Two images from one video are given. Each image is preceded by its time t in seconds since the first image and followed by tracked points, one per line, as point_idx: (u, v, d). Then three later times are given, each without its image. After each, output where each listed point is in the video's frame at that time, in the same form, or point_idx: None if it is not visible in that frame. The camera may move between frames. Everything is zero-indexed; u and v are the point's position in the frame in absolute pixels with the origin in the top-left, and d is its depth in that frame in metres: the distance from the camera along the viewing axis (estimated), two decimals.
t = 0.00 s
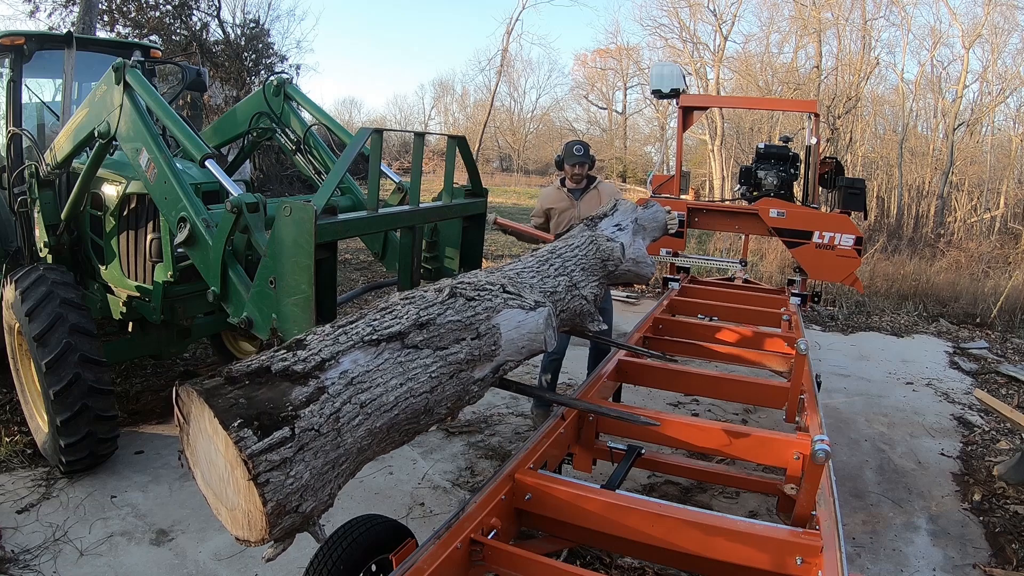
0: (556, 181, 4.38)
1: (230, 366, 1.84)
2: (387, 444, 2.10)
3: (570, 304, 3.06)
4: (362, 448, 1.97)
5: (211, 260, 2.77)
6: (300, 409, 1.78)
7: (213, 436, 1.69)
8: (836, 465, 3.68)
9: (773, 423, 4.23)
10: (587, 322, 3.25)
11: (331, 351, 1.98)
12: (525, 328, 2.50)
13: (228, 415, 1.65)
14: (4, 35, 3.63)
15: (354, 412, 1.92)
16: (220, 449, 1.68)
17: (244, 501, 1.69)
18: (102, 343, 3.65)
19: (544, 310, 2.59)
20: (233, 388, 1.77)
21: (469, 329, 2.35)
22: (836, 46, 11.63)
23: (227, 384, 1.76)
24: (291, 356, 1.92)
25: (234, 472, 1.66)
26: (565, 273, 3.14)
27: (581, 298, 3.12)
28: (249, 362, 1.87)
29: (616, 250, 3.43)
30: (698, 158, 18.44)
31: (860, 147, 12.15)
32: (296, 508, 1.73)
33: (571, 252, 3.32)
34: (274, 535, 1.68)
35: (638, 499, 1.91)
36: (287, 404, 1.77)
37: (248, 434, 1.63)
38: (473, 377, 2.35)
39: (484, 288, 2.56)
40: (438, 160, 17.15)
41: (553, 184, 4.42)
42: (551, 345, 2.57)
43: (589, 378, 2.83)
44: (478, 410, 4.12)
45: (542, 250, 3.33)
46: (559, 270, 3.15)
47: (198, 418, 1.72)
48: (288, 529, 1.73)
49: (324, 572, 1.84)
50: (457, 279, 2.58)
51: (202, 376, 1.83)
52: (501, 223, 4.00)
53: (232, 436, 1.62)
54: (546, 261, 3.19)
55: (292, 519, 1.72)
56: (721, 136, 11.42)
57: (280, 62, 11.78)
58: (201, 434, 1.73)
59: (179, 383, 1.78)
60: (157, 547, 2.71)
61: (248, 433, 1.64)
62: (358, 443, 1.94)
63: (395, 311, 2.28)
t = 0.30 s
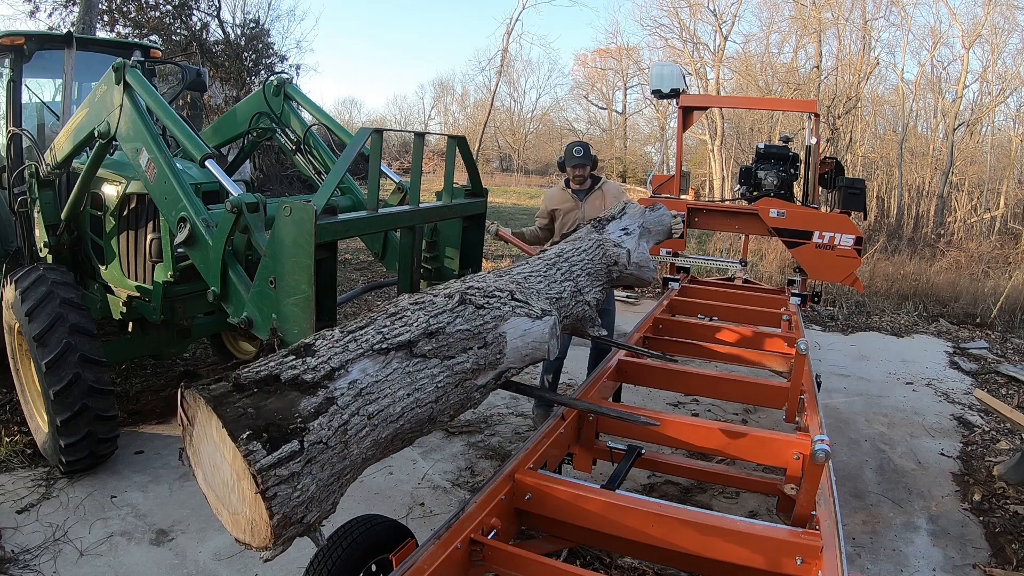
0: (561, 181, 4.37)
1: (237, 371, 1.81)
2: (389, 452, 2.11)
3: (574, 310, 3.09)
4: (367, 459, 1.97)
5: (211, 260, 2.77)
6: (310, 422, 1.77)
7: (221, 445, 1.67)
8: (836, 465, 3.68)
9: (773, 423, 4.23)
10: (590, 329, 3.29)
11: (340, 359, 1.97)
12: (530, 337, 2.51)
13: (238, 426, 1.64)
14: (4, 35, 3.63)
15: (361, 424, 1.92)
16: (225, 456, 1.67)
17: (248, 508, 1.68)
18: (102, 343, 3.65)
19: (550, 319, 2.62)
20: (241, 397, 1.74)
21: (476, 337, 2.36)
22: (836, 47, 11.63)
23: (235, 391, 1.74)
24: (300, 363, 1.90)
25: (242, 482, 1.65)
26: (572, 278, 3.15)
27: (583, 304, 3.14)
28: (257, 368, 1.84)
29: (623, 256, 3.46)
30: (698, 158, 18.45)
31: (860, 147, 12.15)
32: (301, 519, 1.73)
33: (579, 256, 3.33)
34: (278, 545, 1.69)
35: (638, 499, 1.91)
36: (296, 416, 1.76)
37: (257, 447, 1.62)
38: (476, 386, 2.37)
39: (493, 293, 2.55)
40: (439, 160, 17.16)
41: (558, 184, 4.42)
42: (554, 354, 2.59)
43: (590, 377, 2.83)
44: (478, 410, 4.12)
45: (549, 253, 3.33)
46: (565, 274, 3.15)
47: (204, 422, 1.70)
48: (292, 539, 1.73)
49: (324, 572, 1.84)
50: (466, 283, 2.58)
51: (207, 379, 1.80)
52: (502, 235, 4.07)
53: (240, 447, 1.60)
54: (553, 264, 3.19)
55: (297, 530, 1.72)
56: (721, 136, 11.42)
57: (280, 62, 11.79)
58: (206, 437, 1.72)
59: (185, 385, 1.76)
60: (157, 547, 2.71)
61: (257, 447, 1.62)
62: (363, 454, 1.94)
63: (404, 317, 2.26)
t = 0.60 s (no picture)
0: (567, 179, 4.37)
1: (271, 395, 1.74)
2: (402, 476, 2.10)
3: (581, 327, 3.24)
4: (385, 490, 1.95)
5: (211, 260, 2.77)
6: (343, 458, 1.74)
7: (249, 473, 1.61)
8: (836, 465, 3.68)
9: (773, 423, 4.23)
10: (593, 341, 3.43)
11: (375, 390, 1.96)
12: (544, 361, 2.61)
13: (271, 464, 1.58)
14: (4, 35, 3.63)
15: (388, 459, 1.91)
16: (252, 485, 1.61)
17: (267, 531, 1.62)
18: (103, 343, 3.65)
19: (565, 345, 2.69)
20: (274, 426, 1.67)
21: (499, 367, 2.42)
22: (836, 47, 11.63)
23: (267, 420, 1.68)
24: (336, 394, 1.86)
25: (266, 513, 1.60)
26: (585, 297, 3.32)
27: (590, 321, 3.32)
28: (292, 394, 1.77)
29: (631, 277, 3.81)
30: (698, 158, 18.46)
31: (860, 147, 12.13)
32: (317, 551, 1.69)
33: (595, 272, 3.54)
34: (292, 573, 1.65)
35: (638, 498, 1.91)
36: (328, 452, 1.71)
37: (291, 488, 1.58)
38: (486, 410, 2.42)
39: (518, 318, 2.61)
40: (439, 160, 17.16)
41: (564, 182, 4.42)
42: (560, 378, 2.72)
43: (590, 377, 2.83)
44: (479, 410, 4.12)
45: (569, 265, 3.44)
46: (580, 292, 3.29)
47: (232, 441, 1.63)
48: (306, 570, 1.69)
49: (323, 572, 1.84)
50: (493, 307, 2.60)
51: (235, 399, 1.72)
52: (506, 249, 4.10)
53: (273, 488, 1.56)
54: (571, 280, 3.30)
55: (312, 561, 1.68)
56: (721, 136, 11.42)
57: (280, 62, 11.80)
58: (230, 452, 1.65)
59: (213, 401, 1.67)
60: (157, 547, 2.71)
61: (291, 489, 1.58)
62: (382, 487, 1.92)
63: (437, 343, 2.27)
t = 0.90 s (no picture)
0: (571, 181, 4.37)
1: (295, 403, 1.69)
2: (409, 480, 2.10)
3: (584, 335, 3.25)
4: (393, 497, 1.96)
5: (211, 259, 2.77)
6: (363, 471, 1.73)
7: (268, 485, 1.60)
8: (836, 465, 3.68)
9: (773, 423, 4.23)
10: (593, 348, 3.46)
11: (397, 401, 1.92)
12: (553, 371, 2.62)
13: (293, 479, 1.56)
14: (4, 35, 3.63)
15: (402, 471, 1.91)
16: (268, 494, 1.61)
17: (278, 538, 1.63)
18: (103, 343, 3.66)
19: (572, 357, 2.72)
20: (297, 438, 1.64)
21: (511, 379, 2.42)
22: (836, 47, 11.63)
23: (289, 430, 1.64)
24: (359, 404, 1.81)
25: (283, 525, 1.60)
26: (592, 304, 3.34)
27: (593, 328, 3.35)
28: (316, 403, 1.72)
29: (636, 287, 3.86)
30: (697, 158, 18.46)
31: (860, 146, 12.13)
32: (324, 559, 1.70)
33: (603, 278, 3.56)
34: None
35: (638, 499, 1.91)
36: (348, 465, 1.69)
37: (312, 503, 1.58)
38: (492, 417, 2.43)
39: (533, 328, 2.60)
40: (439, 160, 17.17)
41: (566, 183, 4.42)
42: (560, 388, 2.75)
43: (591, 377, 2.83)
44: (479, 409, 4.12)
45: (579, 271, 3.43)
46: (587, 300, 3.30)
47: (252, 448, 1.62)
48: None
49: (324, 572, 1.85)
50: (510, 316, 2.57)
51: (254, 405, 1.68)
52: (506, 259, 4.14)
53: (295, 502, 1.55)
54: (581, 288, 3.29)
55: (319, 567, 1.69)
56: (721, 137, 11.42)
57: (280, 62, 11.80)
58: (246, 456, 1.64)
59: (233, 406, 1.65)
60: (157, 547, 2.71)
61: (312, 505, 1.58)
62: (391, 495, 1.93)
63: (456, 352, 2.24)
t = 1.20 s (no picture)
0: (568, 183, 4.38)
1: (291, 403, 1.69)
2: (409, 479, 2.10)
3: (583, 334, 3.24)
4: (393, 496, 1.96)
5: (211, 259, 2.77)
6: (361, 471, 1.73)
7: (265, 485, 1.60)
8: (836, 465, 3.68)
9: (773, 423, 4.23)
10: (592, 348, 3.44)
11: (394, 400, 1.92)
12: (551, 370, 2.62)
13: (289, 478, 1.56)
14: (4, 35, 3.63)
15: (401, 470, 1.91)
16: (266, 494, 1.60)
17: (277, 538, 1.62)
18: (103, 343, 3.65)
19: (570, 356, 2.71)
20: (293, 439, 1.64)
21: (509, 378, 2.42)
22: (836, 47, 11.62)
23: (286, 430, 1.64)
24: (356, 404, 1.81)
25: (280, 525, 1.60)
26: (591, 303, 3.34)
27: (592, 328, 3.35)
28: (312, 403, 1.73)
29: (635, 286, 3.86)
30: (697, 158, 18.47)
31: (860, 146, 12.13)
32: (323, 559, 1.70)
33: (602, 278, 3.56)
34: None
35: (638, 498, 1.91)
36: (346, 464, 1.69)
37: (308, 503, 1.58)
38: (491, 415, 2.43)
39: (530, 327, 2.60)
40: (439, 160, 17.18)
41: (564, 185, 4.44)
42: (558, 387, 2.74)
43: (590, 377, 2.83)
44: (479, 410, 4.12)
45: (577, 270, 3.43)
46: (585, 298, 3.29)
47: (249, 449, 1.62)
48: None
49: (324, 572, 1.85)
50: (507, 315, 2.57)
51: (250, 406, 1.68)
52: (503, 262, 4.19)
53: (292, 501, 1.55)
54: (578, 287, 3.29)
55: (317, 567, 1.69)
56: (721, 136, 11.42)
57: (280, 62, 11.80)
58: (244, 457, 1.63)
59: (229, 407, 1.65)
60: (157, 547, 2.71)
61: (309, 504, 1.57)
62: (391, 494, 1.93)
63: (453, 351, 2.24)
